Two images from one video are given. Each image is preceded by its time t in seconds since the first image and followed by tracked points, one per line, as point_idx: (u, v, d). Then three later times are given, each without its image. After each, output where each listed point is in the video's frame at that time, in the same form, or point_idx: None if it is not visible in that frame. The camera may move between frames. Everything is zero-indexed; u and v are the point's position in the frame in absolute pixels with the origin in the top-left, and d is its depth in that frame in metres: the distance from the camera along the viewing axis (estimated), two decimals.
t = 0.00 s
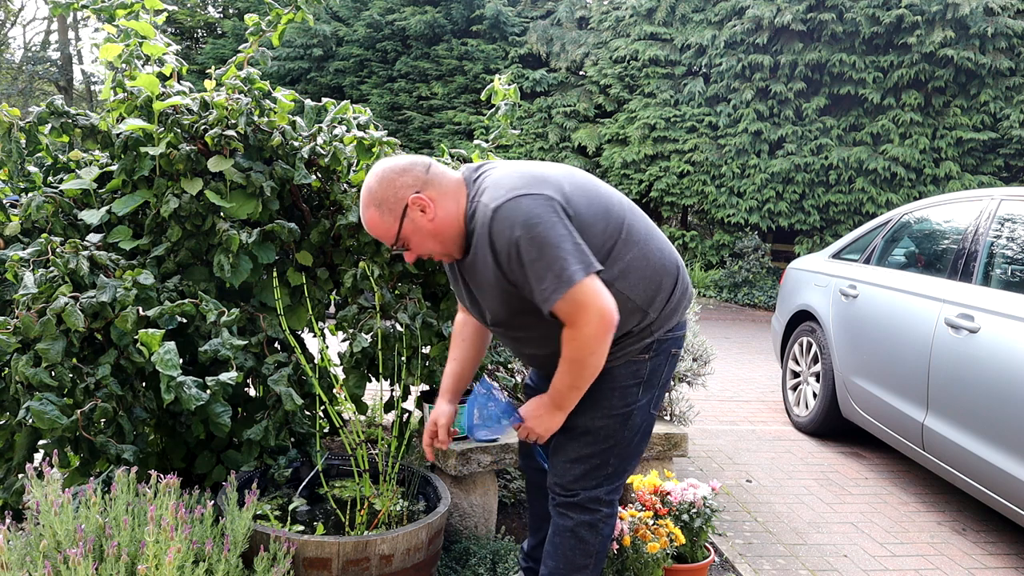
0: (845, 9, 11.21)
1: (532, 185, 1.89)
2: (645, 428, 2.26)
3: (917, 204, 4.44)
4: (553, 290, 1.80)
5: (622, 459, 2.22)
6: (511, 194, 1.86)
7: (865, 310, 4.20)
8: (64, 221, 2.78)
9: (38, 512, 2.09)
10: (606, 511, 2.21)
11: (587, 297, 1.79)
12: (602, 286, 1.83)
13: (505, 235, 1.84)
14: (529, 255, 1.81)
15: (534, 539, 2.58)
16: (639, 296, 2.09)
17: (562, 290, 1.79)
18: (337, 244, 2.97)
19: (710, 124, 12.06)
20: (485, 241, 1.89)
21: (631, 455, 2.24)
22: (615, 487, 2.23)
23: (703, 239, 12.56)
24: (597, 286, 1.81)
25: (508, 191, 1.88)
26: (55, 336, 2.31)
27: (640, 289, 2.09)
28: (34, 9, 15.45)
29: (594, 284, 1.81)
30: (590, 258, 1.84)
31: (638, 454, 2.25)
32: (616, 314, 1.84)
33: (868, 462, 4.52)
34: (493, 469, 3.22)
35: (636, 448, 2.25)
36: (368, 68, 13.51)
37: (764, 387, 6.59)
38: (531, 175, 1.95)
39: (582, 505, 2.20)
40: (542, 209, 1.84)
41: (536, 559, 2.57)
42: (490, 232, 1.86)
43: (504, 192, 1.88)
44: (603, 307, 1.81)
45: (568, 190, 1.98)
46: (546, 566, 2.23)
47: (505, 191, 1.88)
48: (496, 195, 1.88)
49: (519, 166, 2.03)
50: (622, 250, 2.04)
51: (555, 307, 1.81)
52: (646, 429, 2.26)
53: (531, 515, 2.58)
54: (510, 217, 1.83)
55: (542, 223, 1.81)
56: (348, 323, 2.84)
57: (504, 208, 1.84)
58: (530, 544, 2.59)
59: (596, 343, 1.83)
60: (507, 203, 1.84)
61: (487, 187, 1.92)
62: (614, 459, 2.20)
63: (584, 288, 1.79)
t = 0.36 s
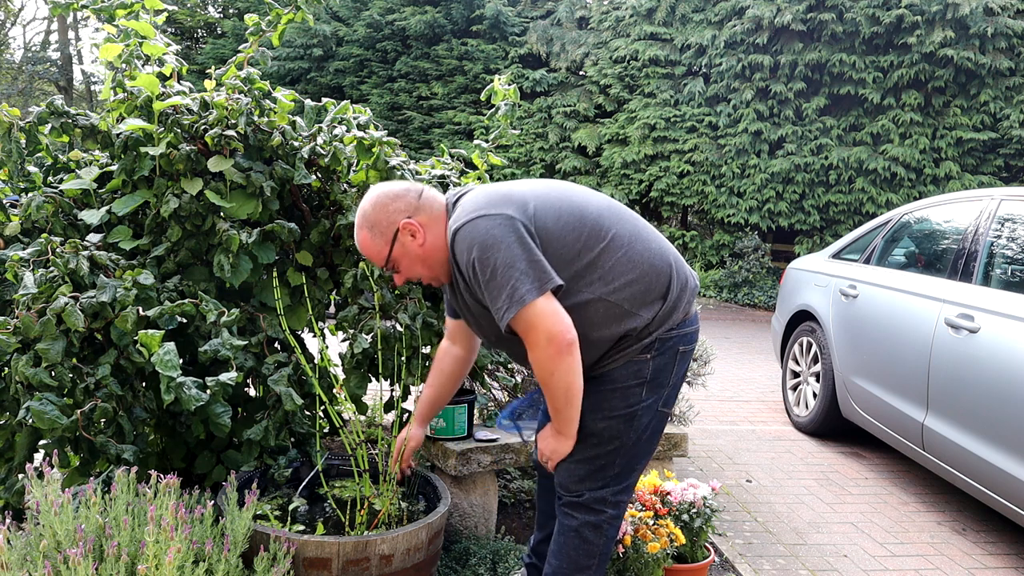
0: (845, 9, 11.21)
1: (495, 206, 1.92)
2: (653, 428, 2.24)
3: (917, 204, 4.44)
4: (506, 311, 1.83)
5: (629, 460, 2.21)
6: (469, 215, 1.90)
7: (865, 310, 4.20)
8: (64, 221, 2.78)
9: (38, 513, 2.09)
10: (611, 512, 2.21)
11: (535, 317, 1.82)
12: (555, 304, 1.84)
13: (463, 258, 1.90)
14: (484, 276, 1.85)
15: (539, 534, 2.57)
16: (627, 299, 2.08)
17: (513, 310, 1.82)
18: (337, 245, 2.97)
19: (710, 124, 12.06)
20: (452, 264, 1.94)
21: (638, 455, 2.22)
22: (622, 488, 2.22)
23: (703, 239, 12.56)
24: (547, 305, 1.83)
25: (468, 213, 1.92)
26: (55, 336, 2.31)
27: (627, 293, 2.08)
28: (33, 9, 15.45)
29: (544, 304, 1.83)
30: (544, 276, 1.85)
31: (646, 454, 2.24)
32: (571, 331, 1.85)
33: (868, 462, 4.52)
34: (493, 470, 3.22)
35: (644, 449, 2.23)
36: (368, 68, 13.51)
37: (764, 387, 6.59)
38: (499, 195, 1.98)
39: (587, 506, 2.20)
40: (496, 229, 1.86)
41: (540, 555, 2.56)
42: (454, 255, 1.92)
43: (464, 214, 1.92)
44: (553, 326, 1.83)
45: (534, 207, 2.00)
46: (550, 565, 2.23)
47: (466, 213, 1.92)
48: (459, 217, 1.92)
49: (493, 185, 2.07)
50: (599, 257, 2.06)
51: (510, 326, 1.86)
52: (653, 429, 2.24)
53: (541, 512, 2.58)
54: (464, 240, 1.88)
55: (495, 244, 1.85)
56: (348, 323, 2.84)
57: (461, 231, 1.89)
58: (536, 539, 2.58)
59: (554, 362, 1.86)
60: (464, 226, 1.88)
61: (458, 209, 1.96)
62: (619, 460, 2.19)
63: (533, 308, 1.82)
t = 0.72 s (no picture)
0: (845, 9, 11.21)
1: (482, 221, 1.92)
2: (650, 425, 2.25)
3: (917, 204, 4.44)
4: (497, 328, 1.83)
5: (628, 458, 2.22)
6: (457, 232, 1.90)
7: (865, 310, 4.20)
8: (64, 221, 2.78)
9: (38, 512, 2.09)
10: (611, 511, 2.22)
11: (526, 334, 1.82)
12: (546, 320, 1.84)
13: (451, 274, 1.89)
14: (474, 293, 1.85)
15: (537, 535, 2.58)
16: (621, 302, 2.09)
17: (504, 327, 1.82)
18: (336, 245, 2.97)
19: (710, 124, 12.06)
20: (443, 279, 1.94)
21: (637, 452, 2.23)
22: (622, 486, 2.22)
23: (703, 239, 12.55)
24: (537, 321, 1.83)
25: (456, 228, 1.91)
26: (55, 335, 2.31)
27: (620, 296, 2.09)
28: (33, 9, 15.46)
29: (535, 320, 1.82)
30: (534, 291, 1.84)
31: (644, 452, 2.25)
32: (562, 346, 1.84)
33: (868, 462, 4.52)
34: (494, 470, 3.22)
35: (642, 447, 2.24)
36: (368, 68, 13.51)
37: (764, 387, 6.59)
38: (486, 210, 1.97)
39: (588, 505, 2.20)
40: (483, 246, 1.86)
41: (537, 556, 2.57)
42: (442, 270, 1.92)
43: (452, 231, 1.91)
44: (544, 342, 1.82)
45: (522, 219, 2.00)
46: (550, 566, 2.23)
47: (453, 229, 1.91)
48: (446, 233, 1.92)
49: (481, 199, 2.06)
50: (590, 263, 2.06)
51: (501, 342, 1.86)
52: (651, 427, 2.25)
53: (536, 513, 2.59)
54: (453, 258, 1.87)
55: (483, 261, 1.84)
56: (348, 323, 2.85)
57: (449, 248, 1.88)
58: (534, 540, 2.59)
59: (546, 377, 1.86)
60: (452, 242, 1.88)
61: (445, 225, 1.96)
62: (619, 460, 2.19)
63: (523, 324, 1.81)
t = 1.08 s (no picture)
0: (845, 9, 11.21)
1: (492, 202, 1.93)
2: (640, 420, 2.26)
3: (917, 204, 4.44)
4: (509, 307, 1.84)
5: (616, 453, 2.22)
6: (470, 213, 1.90)
7: (865, 309, 4.20)
8: (64, 221, 2.78)
9: (38, 512, 2.09)
10: (601, 504, 2.21)
11: (537, 316, 1.83)
12: (555, 303, 1.86)
13: (461, 255, 1.89)
14: (486, 273, 1.85)
15: (528, 538, 2.59)
16: (616, 295, 2.10)
17: (518, 307, 1.83)
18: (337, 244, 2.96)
19: (710, 124, 12.06)
20: (450, 261, 1.93)
21: (626, 447, 2.23)
22: (612, 480, 2.23)
23: (703, 239, 12.55)
24: (548, 303, 1.84)
25: (468, 210, 1.91)
26: (55, 336, 2.31)
27: (614, 288, 2.10)
28: (33, 9, 15.46)
29: (546, 302, 1.84)
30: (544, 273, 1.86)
31: (632, 446, 2.25)
32: (570, 331, 1.86)
33: (868, 462, 4.52)
34: (493, 470, 3.22)
35: (632, 441, 2.25)
36: (368, 68, 13.51)
37: (764, 387, 6.59)
38: (494, 194, 1.98)
39: (577, 499, 2.20)
40: (498, 227, 1.87)
41: (530, 559, 2.58)
42: (450, 251, 1.92)
43: (464, 212, 1.91)
44: (554, 325, 1.84)
45: (527, 204, 2.01)
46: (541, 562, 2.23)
47: (463, 211, 1.92)
48: (455, 214, 1.92)
49: (486, 186, 2.07)
50: (587, 253, 2.07)
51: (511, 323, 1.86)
52: (641, 422, 2.25)
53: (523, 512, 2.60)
54: (467, 237, 1.87)
55: (497, 240, 1.85)
56: (348, 323, 2.85)
57: (463, 228, 1.88)
58: (525, 543, 2.59)
59: (552, 360, 1.87)
60: (464, 222, 1.89)
61: (452, 206, 1.97)
62: (609, 454, 2.20)
63: (536, 306, 1.83)
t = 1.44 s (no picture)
0: (845, 9, 11.21)
1: (495, 221, 1.94)
2: (641, 419, 2.27)
3: (918, 204, 4.44)
4: (521, 322, 1.83)
5: (619, 448, 2.24)
6: (473, 233, 1.90)
7: (865, 310, 4.20)
8: (64, 221, 2.78)
9: (38, 512, 2.09)
10: (603, 497, 2.21)
11: (550, 327, 1.82)
12: (565, 315, 1.86)
13: (470, 275, 1.89)
14: (495, 291, 1.85)
15: (528, 536, 2.60)
16: (620, 302, 2.10)
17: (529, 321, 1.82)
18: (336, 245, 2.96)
19: (710, 124, 12.06)
20: (459, 284, 1.93)
21: (629, 444, 2.25)
22: (613, 474, 2.23)
23: (703, 239, 12.55)
24: (559, 315, 1.84)
25: (471, 230, 1.91)
26: (55, 335, 2.31)
27: (619, 295, 2.10)
28: (33, 9, 15.47)
29: (557, 314, 1.84)
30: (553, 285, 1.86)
31: (635, 443, 2.27)
32: (582, 340, 1.86)
33: (868, 462, 4.52)
34: (493, 470, 3.22)
35: (634, 439, 2.27)
36: (368, 68, 13.51)
37: (763, 387, 6.59)
38: (496, 213, 1.98)
39: (580, 492, 2.21)
40: (502, 245, 1.87)
41: (531, 557, 2.59)
42: (457, 271, 1.92)
43: (467, 232, 1.91)
44: (566, 335, 1.83)
45: (528, 220, 2.02)
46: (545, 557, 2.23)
47: (468, 231, 1.92)
48: (459, 235, 1.92)
49: (485, 205, 2.07)
50: (590, 262, 2.07)
51: (523, 337, 1.85)
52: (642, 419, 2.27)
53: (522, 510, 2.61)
54: (473, 257, 1.87)
55: (504, 257, 1.85)
56: (348, 323, 2.85)
57: (468, 249, 1.88)
58: (526, 541, 2.61)
59: (565, 370, 1.86)
60: (469, 243, 1.88)
61: (457, 227, 1.97)
62: (613, 451, 2.21)
63: (547, 318, 1.82)
